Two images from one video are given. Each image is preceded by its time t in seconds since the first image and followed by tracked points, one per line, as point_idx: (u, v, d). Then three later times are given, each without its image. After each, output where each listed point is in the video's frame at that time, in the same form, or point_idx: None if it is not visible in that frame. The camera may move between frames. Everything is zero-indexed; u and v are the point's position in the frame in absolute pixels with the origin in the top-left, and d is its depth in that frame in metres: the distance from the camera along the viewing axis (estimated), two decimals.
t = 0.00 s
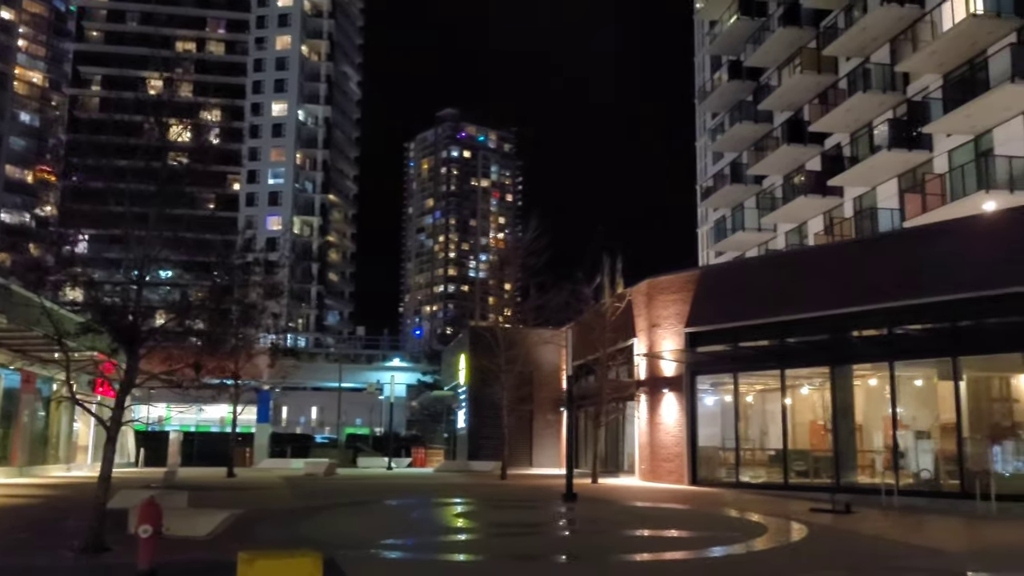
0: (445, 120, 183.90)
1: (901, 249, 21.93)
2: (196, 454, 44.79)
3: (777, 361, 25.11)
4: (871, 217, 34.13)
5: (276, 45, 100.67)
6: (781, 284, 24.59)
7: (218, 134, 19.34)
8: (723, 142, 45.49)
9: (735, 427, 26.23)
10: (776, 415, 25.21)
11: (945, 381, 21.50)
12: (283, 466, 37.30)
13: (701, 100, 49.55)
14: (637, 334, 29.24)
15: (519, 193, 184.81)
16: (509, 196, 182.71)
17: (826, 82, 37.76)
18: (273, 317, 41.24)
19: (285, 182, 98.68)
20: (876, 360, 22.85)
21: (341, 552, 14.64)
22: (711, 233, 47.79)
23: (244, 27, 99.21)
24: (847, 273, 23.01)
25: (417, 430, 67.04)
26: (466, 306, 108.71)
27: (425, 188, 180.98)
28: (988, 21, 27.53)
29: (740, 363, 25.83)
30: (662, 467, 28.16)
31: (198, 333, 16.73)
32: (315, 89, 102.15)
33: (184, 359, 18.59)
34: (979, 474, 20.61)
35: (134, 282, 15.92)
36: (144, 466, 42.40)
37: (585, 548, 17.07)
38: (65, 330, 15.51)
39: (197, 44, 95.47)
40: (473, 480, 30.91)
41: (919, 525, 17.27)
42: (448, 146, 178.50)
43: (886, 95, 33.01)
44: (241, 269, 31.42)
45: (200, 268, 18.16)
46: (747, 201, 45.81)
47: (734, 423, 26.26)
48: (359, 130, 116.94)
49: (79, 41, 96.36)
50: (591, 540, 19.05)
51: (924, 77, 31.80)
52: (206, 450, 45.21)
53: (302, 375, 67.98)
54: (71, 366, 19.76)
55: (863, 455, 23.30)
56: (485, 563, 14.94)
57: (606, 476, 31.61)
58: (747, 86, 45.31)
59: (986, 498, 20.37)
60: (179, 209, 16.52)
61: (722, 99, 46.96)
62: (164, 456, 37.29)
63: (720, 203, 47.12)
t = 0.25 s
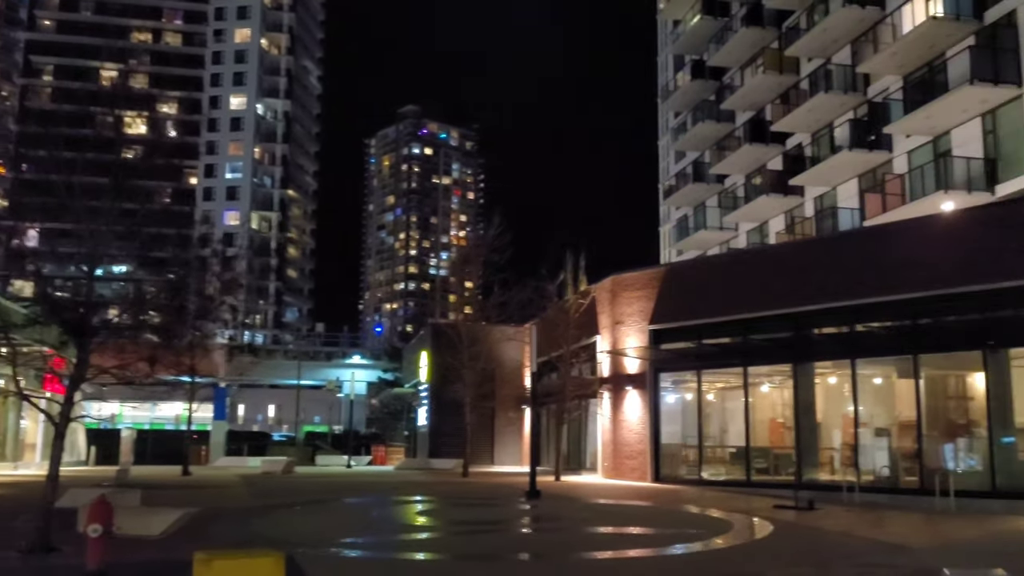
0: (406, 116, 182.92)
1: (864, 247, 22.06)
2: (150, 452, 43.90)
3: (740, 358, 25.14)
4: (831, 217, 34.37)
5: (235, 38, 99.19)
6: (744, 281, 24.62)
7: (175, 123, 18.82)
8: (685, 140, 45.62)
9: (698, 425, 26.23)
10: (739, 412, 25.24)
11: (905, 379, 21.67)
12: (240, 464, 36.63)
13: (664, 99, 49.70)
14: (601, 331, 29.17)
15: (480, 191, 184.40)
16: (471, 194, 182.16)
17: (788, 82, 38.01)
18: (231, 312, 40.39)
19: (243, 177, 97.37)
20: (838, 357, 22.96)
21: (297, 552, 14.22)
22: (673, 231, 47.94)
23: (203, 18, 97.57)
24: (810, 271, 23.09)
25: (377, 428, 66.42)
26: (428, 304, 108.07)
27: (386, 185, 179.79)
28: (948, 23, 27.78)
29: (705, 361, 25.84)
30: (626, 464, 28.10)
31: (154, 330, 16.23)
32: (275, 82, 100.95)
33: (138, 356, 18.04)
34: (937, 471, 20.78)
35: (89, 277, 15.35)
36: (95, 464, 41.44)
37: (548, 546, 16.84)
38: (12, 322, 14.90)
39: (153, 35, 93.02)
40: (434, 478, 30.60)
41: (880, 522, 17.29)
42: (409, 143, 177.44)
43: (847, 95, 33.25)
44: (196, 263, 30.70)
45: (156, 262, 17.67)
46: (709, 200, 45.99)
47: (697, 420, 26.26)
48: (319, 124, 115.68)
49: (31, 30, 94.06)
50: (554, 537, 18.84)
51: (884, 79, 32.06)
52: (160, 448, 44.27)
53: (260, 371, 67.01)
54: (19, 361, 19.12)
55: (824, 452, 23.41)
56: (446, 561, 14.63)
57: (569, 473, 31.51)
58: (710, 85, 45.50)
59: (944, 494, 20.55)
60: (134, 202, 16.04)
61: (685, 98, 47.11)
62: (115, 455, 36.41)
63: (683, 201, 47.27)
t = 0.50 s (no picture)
0: (368, 112, 181.58)
1: (828, 246, 22.13)
2: (103, 450, 42.86)
3: (705, 356, 25.11)
4: (795, 216, 34.52)
5: (194, 29, 97.52)
6: (711, 279, 24.61)
7: (131, 111, 18.13)
8: (650, 139, 45.62)
9: (663, 423, 26.18)
10: (704, 410, 25.23)
11: (868, 377, 21.79)
12: (196, 462, 35.86)
13: (629, 97, 49.72)
14: (566, 328, 29.02)
15: (443, 188, 183.68)
16: (433, 191, 181.32)
17: (753, 81, 38.16)
18: (189, 307, 39.54)
19: (202, 170, 95.85)
20: (802, 356, 23.03)
21: (254, 553, 13.78)
22: (637, 229, 47.97)
23: (161, 9, 95.72)
24: (776, 270, 23.11)
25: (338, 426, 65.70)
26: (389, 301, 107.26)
27: (348, 180, 178.31)
28: (910, 25, 28.02)
29: (670, 358, 25.80)
30: (590, 462, 27.98)
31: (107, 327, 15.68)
32: (235, 75, 99.53)
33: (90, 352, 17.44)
34: (899, 468, 20.90)
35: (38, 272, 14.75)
36: (46, 463, 40.32)
37: (512, 546, 16.58)
38: None
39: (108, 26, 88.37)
40: (396, 476, 30.18)
41: (844, 520, 17.29)
42: (372, 139, 176.08)
43: (811, 95, 33.43)
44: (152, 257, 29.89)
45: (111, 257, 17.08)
46: (673, 198, 46.09)
47: (662, 418, 26.21)
48: (280, 118, 114.20)
49: None
50: (518, 537, 18.57)
51: (848, 79, 32.26)
52: (114, 446, 43.29)
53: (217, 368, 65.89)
54: None
55: (788, 450, 23.47)
56: (408, 562, 14.29)
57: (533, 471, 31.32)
58: (674, 84, 45.57)
59: (906, 492, 20.66)
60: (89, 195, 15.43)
61: (650, 97, 47.14)
62: (66, 454, 35.41)
63: (647, 200, 47.32)
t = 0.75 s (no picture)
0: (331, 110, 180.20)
1: (795, 248, 22.19)
2: (55, 451, 41.76)
3: (672, 357, 25.10)
4: (760, 218, 34.67)
5: (153, 23, 95.82)
6: (678, 280, 24.57)
7: (94, 103, 17.43)
8: (615, 140, 45.66)
9: (629, 425, 26.08)
10: (670, 411, 25.17)
11: (832, 380, 21.90)
12: (153, 464, 35.05)
13: (595, 98, 49.76)
14: (532, 329, 28.83)
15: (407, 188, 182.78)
16: (396, 191, 180.24)
17: (718, 84, 38.34)
18: (146, 305, 38.71)
19: (161, 167, 94.29)
20: (768, 358, 23.07)
21: (214, 558, 13.38)
22: (602, 230, 47.98)
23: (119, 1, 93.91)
24: (744, 272, 23.11)
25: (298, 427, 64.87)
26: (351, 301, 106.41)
27: (310, 179, 176.71)
28: (875, 30, 28.29)
29: (637, 359, 25.72)
30: (555, 464, 27.79)
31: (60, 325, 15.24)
32: (195, 71, 98.09)
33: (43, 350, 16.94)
34: (863, 470, 20.99)
35: None
36: None
37: (478, 550, 16.31)
38: None
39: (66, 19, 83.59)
40: (358, 478, 29.74)
41: (811, 522, 17.28)
42: (334, 137, 174.71)
43: (776, 99, 33.63)
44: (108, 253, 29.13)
45: (66, 254, 16.62)
46: (638, 200, 46.16)
47: (628, 419, 26.11)
48: (241, 115, 112.75)
49: None
50: (483, 540, 18.29)
51: (813, 83, 32.48)
52: (67, 447, 42.20)
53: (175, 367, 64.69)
54: None
55: (752, 451, 23.45)
56: (371, 567, 13.96)
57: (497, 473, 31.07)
58: (640, 86, 45.67)
59: (871, 494, 20.73)
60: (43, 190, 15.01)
61: (616, 98, 47.17)
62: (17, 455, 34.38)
63: (613, 201, 47.35)
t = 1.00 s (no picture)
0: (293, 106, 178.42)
1: (762, 247, 22.21)
2: (6, 450, 40.62)
3: (638, 356, 25.07)
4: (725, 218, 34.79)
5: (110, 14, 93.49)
6: (645, 279, 24.50)
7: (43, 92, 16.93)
8: (581, 139, 45.59)
9: (595, 423, 25.96)
10: (636, 410, 25.09)
11: (796, 378, 21.99)
12: (107, 463, 34.20)
13: (561, 96, 49.68)
14: (499, 326, 28.61)
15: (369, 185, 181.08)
16: (358, 188, 178.54)
17: (684, 84, 38.42)
18: (101, 301, 37.81)
19: (117, 160, 92.40)
20: (734, 357, 23.10)
21: (170, 559, 12.94)
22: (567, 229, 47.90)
23: None
24: (710, 271, 23.12)
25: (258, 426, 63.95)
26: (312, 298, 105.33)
27: (270, 175, 174.75)
28: (841, 32, 28.48)
29: (604, 357, 25.61)
30: (520, 463, 27.58)
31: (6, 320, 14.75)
32: (153, 63, 96.26)
33: None
34: (828, 468, 21.08)
35: None
36: None
37: (443, 550, 16.02)
38: None
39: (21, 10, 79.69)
40: (320, 477, 29.25)
41: (779, 520, 17.26)
42: (296, 133, 172.96)
43: (742, 99, 33.77)
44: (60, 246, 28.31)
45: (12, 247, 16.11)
46: (604, 199, 46.16)
47: (594, 418, 25.99)
48: (201, 108, 111.03)
49: None
50: (448, 540, 18.00)
51: (778, 84, 32.67)
52: (18, 446, 41.07)
53: (131, 365, 63.40)
54: None
55: (717, 450, 23.44)
56: (333, 568, 13.61)
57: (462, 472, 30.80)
58: (606, 84, 45.65)
59: (836, 492, 20.81)
60: None
61: (582, 97, 47.11)
62: None
63: (578, 200, 47.30)
